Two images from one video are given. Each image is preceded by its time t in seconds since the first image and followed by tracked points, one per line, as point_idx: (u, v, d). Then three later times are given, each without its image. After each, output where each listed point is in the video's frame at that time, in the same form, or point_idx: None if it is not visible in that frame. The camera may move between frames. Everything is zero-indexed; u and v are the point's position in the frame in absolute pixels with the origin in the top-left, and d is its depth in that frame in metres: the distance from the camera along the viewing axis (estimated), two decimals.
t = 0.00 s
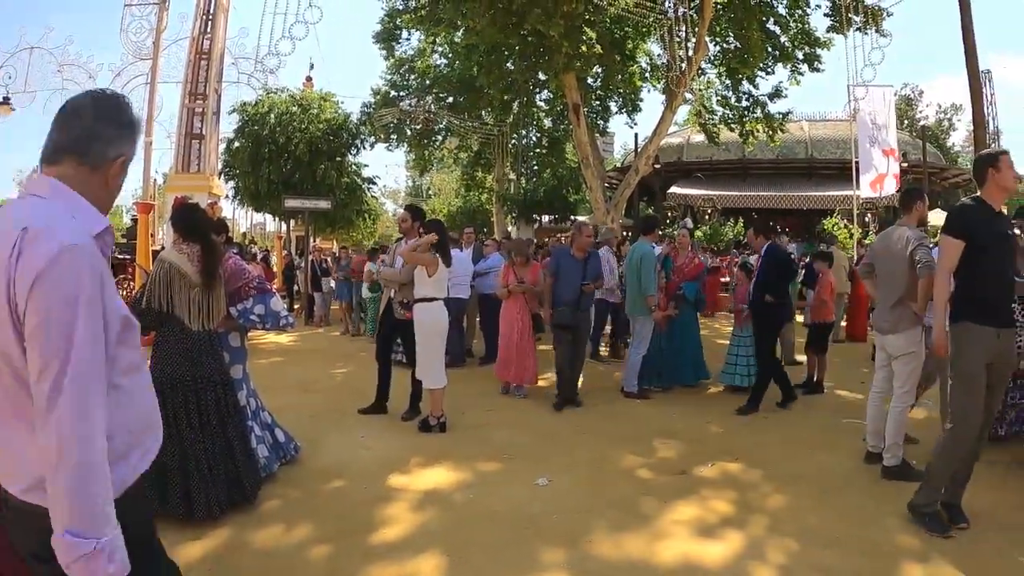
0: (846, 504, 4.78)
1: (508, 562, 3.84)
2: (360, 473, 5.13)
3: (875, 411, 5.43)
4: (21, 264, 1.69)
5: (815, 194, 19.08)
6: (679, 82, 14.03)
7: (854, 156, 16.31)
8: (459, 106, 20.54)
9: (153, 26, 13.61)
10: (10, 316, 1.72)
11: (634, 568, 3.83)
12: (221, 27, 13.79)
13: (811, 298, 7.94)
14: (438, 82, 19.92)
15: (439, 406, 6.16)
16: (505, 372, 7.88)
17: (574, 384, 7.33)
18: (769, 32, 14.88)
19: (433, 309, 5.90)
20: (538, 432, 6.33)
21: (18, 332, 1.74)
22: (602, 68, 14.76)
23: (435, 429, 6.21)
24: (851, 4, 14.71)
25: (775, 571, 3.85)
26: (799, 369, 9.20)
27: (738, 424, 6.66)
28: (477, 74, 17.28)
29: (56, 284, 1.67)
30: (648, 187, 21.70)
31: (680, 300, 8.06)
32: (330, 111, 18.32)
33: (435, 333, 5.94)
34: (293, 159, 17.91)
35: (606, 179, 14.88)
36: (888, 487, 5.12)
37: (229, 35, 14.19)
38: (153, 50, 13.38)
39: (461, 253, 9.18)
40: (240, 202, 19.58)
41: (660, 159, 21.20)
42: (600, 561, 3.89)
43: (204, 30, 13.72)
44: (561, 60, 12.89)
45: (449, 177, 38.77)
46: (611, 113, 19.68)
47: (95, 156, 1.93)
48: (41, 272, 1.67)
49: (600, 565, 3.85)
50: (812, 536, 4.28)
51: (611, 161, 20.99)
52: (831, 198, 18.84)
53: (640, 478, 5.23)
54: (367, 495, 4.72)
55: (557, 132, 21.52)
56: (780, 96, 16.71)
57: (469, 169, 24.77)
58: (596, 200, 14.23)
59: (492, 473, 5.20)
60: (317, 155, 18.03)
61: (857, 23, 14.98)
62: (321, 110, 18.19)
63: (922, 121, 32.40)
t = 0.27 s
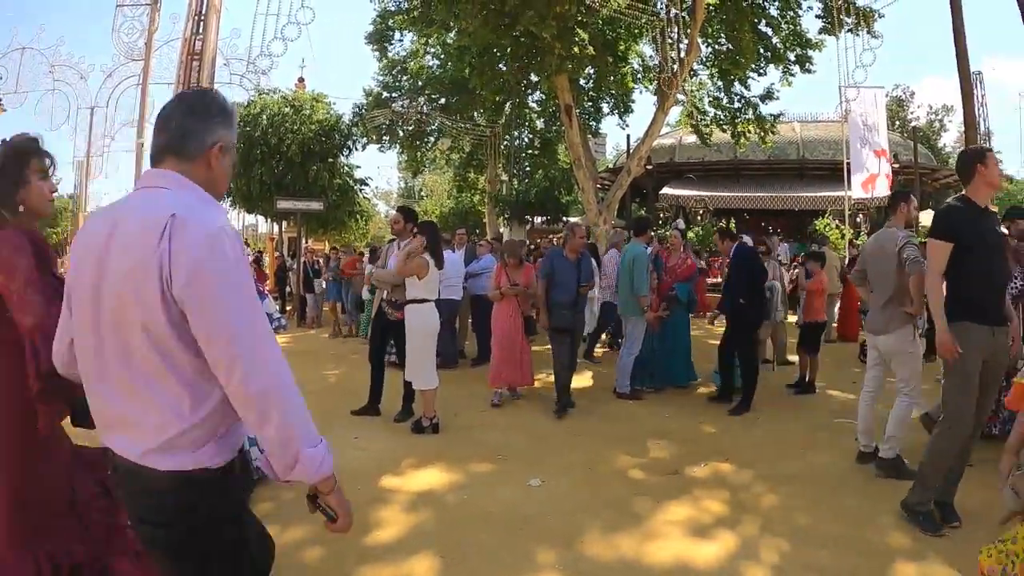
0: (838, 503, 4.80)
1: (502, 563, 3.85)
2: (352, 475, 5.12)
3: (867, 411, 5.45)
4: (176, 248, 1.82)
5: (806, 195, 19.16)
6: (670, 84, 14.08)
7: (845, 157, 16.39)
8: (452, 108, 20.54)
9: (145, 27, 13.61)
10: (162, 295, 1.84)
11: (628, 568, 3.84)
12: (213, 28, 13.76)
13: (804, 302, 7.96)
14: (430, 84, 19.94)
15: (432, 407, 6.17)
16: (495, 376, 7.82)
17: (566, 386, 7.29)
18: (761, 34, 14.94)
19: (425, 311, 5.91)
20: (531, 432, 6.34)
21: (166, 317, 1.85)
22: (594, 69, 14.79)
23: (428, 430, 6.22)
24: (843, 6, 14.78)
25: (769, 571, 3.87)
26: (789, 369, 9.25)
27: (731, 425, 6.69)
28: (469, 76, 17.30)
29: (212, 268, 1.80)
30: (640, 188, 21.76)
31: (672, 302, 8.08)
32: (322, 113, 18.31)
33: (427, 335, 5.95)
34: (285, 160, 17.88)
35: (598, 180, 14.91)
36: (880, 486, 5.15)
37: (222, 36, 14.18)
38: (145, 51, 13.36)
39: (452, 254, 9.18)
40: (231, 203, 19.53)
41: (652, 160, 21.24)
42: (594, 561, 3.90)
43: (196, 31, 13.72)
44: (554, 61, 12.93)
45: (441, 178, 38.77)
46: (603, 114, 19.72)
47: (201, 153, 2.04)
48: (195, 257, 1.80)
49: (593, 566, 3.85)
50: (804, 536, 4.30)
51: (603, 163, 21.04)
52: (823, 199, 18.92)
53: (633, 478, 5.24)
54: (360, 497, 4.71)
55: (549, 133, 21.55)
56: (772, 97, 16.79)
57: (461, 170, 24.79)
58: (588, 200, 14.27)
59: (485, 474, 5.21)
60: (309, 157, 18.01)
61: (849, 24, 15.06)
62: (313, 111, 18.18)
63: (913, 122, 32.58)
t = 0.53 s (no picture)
0: (832, 502, 4.83)
1: (497, 563, 3.86)
2: (347, 476, 5.12)
3: (863, 411, 5.47)
4: (280, 263, 2.11)
5: (800, 195, 19.21)
6: (664, 85, 14.12)
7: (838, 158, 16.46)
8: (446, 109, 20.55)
9: (138, 29, 13.62)
10: (270, 301, 2.13)
11: (621, 568, 3.86)
12: (206, 28, 13.75)
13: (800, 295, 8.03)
14: (424, 85, 19.96)
15: (427, 409, 6.19)
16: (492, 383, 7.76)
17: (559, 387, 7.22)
18: (754, 35, 14.99)
19: (419, 313, 5.91)
20: (526, 433, 6.35)
21: (271, 322, 2.15)
22: (588, 70, 14.83)
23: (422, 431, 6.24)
24: (835, 7, 14.83)
25: (762, 570, 3.88)
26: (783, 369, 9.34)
27: (725, 425, 6.71)
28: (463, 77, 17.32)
29: (313, 278, 2.11)
30: (634, 189, 21.83)
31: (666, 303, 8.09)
32: (315, 114, 18.31)
33: (421, 336, 5.96)
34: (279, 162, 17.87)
35: (591, 181, 14.94)
36: (874, 485, 5.17)
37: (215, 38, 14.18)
38: (138, 52, 13.35)
39: (445, 255, 9.18)
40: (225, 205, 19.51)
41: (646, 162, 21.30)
42: (588, 561, 3.91)
43: (190, 33, 13.73)
44: (547, 63, 12.97)
45: (436, 179, 38.76)
46: (597, 115, 19.77)
47: (281, 176, 2.33)
48: (301, 268, 2.10)
49: (587, 566, 3.86)
50: (799, 535, 4.32)
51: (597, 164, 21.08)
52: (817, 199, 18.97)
53: (628, 478, 5.25)
54: (355, 498, 4.72)
55: (543, 134, 21.59)
56: (765, 99, 16.85)
57: (455, 172, 24.83)
58: (582, 201, 14.29)
59: (480, 475, 5.21)
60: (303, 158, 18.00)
61: (842, 26, 15.11)
62: (307, 112, 18.17)
63: (907, 123, 32.67)
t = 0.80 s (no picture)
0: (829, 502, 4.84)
1: (494, 564, 3.86)
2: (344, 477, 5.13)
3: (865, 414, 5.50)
4: (346, 248, 2.56)
5: (795, 195, 19.25)
6: (659, 86, 14.15)
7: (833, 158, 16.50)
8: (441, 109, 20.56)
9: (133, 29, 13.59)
10: (337, 279, 2.57)
11: (618, 567, 3.86)
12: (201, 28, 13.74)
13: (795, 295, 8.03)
14: (420, 85, 19.96)
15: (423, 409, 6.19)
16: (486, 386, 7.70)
17: (555, 387, 7.19)
18: (749, 35, 15.02)
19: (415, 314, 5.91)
20: (523, 434, 6.36)
21: (337, 298, 2.58)
22: (583, 71, 14.84)
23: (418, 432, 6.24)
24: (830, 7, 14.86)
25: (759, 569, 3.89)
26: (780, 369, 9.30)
27: (721, 424, 6.72)
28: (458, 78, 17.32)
29: (373, 259, 2.58)
30: (629, 190, 21.85)
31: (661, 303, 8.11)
32: (311, 114, 18.29)
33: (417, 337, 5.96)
34: (274, 162, 17.84)
35: (587, 181, 14.95)
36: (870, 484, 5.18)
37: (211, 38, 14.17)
38: (132, 52, 13.32)
39: (440, 256, 9.18)
40: (220, 206, 19.47)
41: (641, 163, 21.32)
42: (586, 561, 3.92)
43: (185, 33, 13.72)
44: (543, 63, 12.98)
45: (432, 181, 38.70)
46: (592, 116, 19.79)
47: (341, 176, 2.81)
48: (364, 251, 2.57)
49: (584, 565, 3.87)
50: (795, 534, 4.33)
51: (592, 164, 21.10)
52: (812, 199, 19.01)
53: (625, 479, 5.26)
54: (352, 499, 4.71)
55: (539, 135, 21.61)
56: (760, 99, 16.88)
57: (451, 173, 24.84)
58: (578, 202, 14.30)
59: (477, 475, 5.22)
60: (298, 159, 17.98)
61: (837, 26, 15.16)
62: (302, 113, 18.15)
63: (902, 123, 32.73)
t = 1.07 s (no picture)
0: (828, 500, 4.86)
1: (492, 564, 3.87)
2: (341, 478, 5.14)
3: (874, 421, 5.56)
4: (398, 249, 2.91)
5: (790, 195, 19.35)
6: (655, 85, 14.17)
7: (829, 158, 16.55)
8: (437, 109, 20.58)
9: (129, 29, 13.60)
10: (390, 276, 2.92)
11: (615, 567, 3.87)
12: (197, 29, 13.78)
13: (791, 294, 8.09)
14: (416, 85, 20.00)
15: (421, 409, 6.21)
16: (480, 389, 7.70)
17: (552, 386, 7.22)
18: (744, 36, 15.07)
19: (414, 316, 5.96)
20: (520, 433, 6.38)
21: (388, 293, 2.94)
22: (580, 71, 14.87)
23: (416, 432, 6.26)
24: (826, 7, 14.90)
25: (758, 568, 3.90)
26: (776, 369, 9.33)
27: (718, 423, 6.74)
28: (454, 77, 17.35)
29: (422, 259, 2.94)
30: (626, 190, 22.01)
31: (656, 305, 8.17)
32: (307, 114, 18.31)
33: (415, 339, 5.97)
34: (270, 162, 17.84)
35: (582, 180, 14.96)
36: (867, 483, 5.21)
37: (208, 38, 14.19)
38: (128, 52, 13.31)
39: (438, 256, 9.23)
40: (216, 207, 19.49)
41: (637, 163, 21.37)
42: (583, 560, 3.93)
43: (181, 34, 13.75)
44: (539, 63, 13.02)
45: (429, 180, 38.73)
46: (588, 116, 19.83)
47: (389, 183, 3.14)
48: (415, 251, 2.92)
49: (580, 564, 3.88)
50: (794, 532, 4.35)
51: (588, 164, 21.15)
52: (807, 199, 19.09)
53: (624, 477, 5.29)
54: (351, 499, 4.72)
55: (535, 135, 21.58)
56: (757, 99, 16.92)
57: (447, 173, 24.83)
58: (574, 202, 14.33)
59: (475, 475, 5.23)
60: (294, 159, 17.98)
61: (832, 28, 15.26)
62: (298, 113, 18.16)
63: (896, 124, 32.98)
